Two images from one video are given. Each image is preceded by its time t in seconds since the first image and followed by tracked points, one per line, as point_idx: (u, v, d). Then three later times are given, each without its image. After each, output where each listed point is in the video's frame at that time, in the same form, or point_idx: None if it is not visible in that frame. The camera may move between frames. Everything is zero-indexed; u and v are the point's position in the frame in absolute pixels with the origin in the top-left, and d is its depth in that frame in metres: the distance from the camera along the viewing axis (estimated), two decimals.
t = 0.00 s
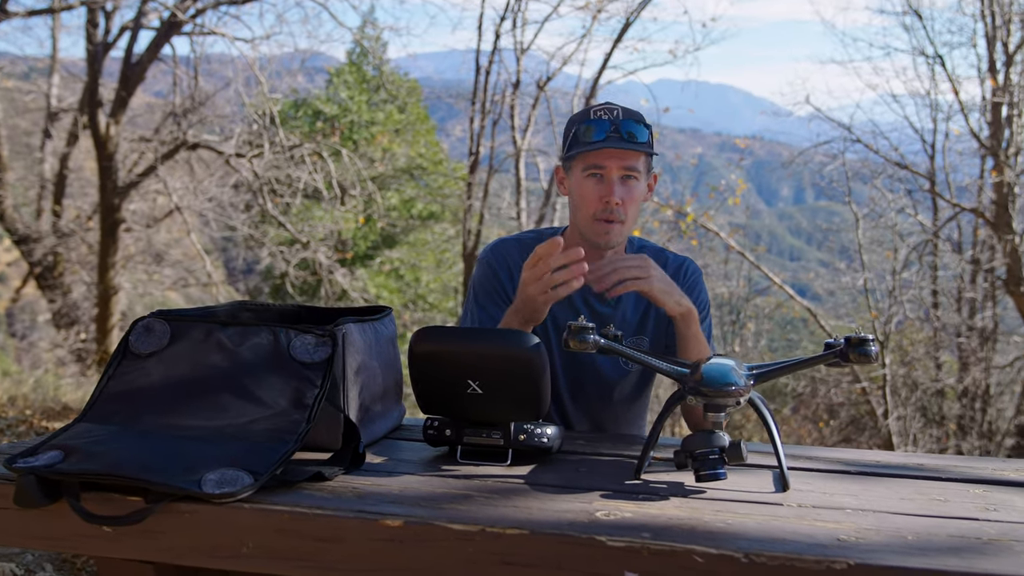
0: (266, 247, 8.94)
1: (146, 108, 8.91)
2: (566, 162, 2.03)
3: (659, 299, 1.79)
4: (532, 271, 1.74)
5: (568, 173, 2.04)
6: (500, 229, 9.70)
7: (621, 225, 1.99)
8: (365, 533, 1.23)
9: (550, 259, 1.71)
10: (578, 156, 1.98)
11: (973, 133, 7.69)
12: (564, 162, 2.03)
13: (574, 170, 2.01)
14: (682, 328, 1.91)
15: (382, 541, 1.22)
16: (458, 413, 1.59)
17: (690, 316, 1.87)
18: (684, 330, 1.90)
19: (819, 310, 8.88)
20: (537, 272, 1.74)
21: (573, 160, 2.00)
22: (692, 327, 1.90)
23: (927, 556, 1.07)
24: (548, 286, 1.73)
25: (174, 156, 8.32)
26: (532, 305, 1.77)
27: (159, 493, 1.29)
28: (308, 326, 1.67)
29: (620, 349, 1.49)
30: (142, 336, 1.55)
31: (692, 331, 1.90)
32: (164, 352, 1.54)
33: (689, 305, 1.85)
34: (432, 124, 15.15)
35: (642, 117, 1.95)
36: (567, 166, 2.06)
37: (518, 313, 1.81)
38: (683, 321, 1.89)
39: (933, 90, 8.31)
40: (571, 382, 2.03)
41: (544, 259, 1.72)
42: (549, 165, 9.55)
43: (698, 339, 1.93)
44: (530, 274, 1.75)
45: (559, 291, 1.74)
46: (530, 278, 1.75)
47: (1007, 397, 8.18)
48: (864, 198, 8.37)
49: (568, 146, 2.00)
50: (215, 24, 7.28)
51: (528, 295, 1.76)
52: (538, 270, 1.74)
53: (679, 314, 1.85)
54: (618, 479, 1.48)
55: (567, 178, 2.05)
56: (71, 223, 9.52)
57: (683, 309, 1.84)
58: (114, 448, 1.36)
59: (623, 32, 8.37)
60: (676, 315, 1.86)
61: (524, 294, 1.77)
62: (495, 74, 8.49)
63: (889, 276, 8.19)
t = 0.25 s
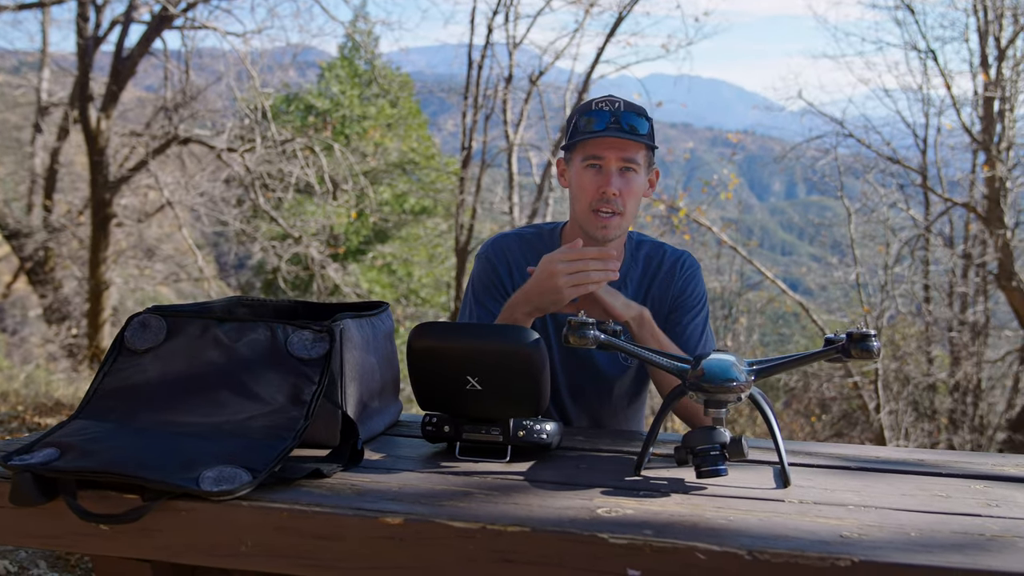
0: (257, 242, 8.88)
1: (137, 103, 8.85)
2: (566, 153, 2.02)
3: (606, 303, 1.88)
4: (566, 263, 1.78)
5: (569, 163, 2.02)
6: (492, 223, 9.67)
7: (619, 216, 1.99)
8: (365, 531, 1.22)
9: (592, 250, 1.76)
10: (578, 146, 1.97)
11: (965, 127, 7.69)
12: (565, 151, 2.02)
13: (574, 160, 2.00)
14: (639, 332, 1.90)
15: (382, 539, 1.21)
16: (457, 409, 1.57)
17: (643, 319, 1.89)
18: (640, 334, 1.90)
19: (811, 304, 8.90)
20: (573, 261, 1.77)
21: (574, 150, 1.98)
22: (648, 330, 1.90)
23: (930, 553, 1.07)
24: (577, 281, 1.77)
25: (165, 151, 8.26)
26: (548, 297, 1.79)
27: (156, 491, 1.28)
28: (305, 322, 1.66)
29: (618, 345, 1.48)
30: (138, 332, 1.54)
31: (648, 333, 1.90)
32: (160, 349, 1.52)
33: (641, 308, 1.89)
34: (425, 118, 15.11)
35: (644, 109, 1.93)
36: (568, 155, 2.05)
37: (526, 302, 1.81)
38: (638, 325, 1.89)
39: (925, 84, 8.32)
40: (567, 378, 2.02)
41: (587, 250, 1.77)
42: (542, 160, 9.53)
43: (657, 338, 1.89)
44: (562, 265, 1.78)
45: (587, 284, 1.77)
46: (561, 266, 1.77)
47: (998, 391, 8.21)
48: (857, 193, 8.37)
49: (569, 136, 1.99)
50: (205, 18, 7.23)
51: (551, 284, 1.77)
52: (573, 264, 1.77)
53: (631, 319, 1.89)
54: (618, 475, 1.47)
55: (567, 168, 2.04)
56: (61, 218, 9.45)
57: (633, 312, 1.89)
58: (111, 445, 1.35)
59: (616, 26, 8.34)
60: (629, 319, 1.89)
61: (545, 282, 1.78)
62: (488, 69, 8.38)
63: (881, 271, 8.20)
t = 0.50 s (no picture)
0: (250, 238, 8.85)
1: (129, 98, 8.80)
2: (567, 149, 2.01)
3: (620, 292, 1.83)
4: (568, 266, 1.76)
5: (569, 160, 2.01)
6: (485, 219, 9.65)
7: (621, 214, 1.97)
8: (366, 531, 1.21)
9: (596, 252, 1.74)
10: (579, 143, 1.96)
11: (958, 123, 7.70)
12: (565, 148, 2.01)
13: (575, 157, 1.99)
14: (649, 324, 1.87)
15: (384, 539, 1.20)
16: (458, 407, 1.56)
17: (654, 312, 1.86)
18: (649, 325, 1.87)
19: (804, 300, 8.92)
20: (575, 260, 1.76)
21: (574, 147, 1.97)
22: (657, 322, 1.87)
23: (937, 552, 1.06)
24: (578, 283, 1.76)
25: (157, 146, 8.22)
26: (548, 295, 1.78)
27: (154, 490, 1.26)
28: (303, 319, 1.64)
29: (621, 342, 1.47)
30: (135, 330, 1.52)
31: (658, 326, 1.87)
32: (157, 346, 1.51)
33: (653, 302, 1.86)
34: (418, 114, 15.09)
35: (645, 106, 1.93)
36: (568, 152, 2.03)
37: (525, 298, 1.80)
38: (648, 317, 1.86)
39: (918, 80, 8.33)
40: (567, 374, 2.01)
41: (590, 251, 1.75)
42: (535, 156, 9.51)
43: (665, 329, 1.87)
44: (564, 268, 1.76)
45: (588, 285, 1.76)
46: (562, 264, 1.76)
47: (990, 386, 8.25)
48: (850, 188, 8.37)
49: (569, 133, 1.97)
50: (198, 14, 7.20)
51: (552, 282, 1.77)
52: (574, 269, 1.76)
53: (642, 311, 1.86)
54: (620, 474, 1.46)
55: (568, 165, 2.03)
56: (53, 214, 9.39)
57: (646, 305, 1.85)
58: (108, 443, 1.33)
59: (610, 22, 8.33)
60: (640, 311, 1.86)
61: (545, 277, 1.77)
62: (481, 64, 8.46)
63: (875, 266, 8.19)
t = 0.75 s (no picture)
0: (243, 234, 8.80)
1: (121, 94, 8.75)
2: (568, 146, 1.99)
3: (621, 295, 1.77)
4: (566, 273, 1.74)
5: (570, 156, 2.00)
6: (479, 216, 9.63)
7: (621, 213, 1.96)
8: (366, 534, 1.19)
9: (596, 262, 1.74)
10: (581, 141, 1.94)
11: (952, 120, 7.71)
12: (567, 144, 1.99)
13: (576, 155, 1.97)
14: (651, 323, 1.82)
15: (383, 542, 1.19)
16: (457, 407, 1.55)
17: (656, 311, 1.81)
18: (651, 325, 1.81)
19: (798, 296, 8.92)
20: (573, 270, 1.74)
21: (576, 144, 1.96)
22: (659, 322, 1.81)
23: (945, 555, 1.05)
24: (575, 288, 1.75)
25: (150, 142, 8.17)
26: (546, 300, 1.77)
27: (151, 493, 1.25)
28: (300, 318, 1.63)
29: (624, 343, 1.45)
30: (130, 329, 1.50)
31: (659, 326, 1.82)
32: (152, 346, 1.49)
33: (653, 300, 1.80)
34: (412, 110, 15.04)
35: (650, 106, 1.91)
36: (570, 148, 2.02)
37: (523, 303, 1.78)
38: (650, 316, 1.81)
39: (912, 76, 8.33)
40: (566, 374, 2.00)
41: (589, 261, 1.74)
42: (529, 152, 9.51)
43: (667, 331, 1.83)
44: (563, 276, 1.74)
45: (586, 294, 1.75)
46: (560, 273, 1.74)
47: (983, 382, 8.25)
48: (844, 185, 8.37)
49: (572, 129, 1.96)
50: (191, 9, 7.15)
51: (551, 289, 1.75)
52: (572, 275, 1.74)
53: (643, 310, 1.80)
54: (621, 475, 1.44)
55: (569, 161, 2.01)
56: (46, 210, 9.34)
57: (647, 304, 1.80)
58: (103, 445, 1.32)
59: (604, 18, 8.31)
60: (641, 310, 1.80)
61: (543, 286, 1.75)
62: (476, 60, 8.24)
63: (869, 263, 8.19)
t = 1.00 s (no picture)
0: (235, 232, 8.76)
1: (114, 91, 8.71)
2: (571, 147, 1.97)
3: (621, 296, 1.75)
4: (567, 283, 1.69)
5: (573, 158, 1.98)
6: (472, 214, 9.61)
7: (627, 216, 1.95)
8: (362, 540, 1.17)
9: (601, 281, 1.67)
10: (586, 143, 1.92)
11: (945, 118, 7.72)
12: (570, 146, 1.97)
13: (581, 156, 1.95)
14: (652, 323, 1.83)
15: (380, 548, 1.17)
16: (455, 409, 1.53)
17: (655, 310, 1.80)
18: (651, 324, 1.82)
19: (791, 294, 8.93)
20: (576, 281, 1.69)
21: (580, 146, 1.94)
22: (659, 321, 1.82)
23: (950, 561, 1.04)
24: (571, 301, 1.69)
25: (141, 140, 8.12)
26: (543, 307, 1.71)
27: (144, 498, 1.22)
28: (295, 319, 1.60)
29: (623, 344, 1.44)
30: (122, 330, 1.48)
31: (659, 325, 1.82)
32: (145, 348, 1.47)
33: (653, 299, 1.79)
34: (404, 107, 15.01)
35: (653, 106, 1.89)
36: (571, 149, 1.99)
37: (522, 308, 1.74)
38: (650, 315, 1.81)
39: (905, 74, 8.34)
40: (563, 375, 1.98)
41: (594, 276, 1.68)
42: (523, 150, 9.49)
43: (667, 331, 1.84)
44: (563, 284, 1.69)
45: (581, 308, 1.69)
46: (562, 281, 1.69)
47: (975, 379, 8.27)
48: (837, 182, 8.37)
49: (576, 130, 1.93)
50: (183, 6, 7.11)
51: (551, 296, 1.70)
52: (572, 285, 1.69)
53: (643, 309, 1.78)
54: (621, 478, 1.43)
55: (571, 162, 1.99)
56: (37, 208, 9.28)
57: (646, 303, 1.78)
58: (95, 448, 1.29)
59: (597, 16, 8.30)
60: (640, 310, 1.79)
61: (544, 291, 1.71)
62: (468, 57, 8.35)
63: (862, 260, 8.18)
